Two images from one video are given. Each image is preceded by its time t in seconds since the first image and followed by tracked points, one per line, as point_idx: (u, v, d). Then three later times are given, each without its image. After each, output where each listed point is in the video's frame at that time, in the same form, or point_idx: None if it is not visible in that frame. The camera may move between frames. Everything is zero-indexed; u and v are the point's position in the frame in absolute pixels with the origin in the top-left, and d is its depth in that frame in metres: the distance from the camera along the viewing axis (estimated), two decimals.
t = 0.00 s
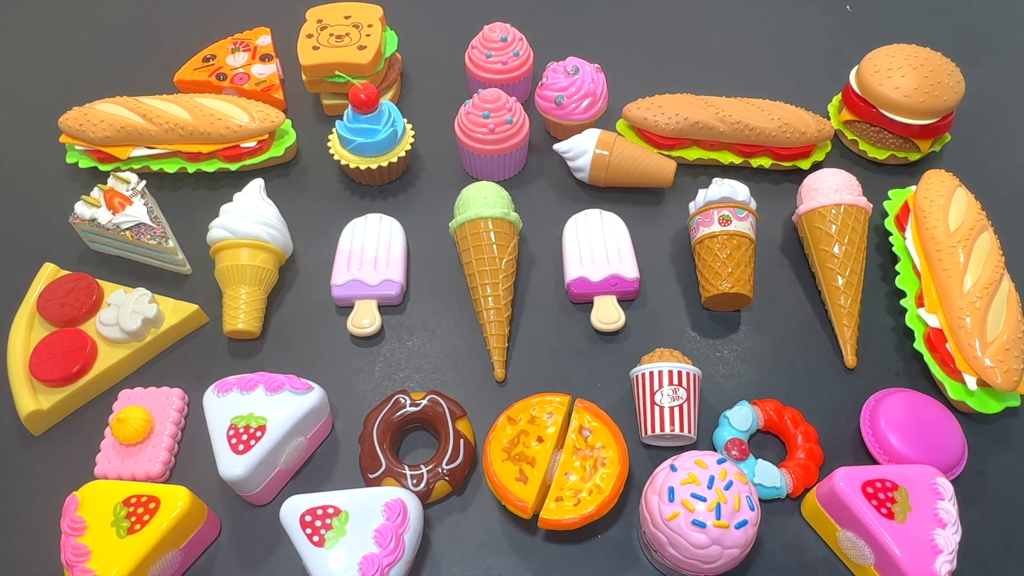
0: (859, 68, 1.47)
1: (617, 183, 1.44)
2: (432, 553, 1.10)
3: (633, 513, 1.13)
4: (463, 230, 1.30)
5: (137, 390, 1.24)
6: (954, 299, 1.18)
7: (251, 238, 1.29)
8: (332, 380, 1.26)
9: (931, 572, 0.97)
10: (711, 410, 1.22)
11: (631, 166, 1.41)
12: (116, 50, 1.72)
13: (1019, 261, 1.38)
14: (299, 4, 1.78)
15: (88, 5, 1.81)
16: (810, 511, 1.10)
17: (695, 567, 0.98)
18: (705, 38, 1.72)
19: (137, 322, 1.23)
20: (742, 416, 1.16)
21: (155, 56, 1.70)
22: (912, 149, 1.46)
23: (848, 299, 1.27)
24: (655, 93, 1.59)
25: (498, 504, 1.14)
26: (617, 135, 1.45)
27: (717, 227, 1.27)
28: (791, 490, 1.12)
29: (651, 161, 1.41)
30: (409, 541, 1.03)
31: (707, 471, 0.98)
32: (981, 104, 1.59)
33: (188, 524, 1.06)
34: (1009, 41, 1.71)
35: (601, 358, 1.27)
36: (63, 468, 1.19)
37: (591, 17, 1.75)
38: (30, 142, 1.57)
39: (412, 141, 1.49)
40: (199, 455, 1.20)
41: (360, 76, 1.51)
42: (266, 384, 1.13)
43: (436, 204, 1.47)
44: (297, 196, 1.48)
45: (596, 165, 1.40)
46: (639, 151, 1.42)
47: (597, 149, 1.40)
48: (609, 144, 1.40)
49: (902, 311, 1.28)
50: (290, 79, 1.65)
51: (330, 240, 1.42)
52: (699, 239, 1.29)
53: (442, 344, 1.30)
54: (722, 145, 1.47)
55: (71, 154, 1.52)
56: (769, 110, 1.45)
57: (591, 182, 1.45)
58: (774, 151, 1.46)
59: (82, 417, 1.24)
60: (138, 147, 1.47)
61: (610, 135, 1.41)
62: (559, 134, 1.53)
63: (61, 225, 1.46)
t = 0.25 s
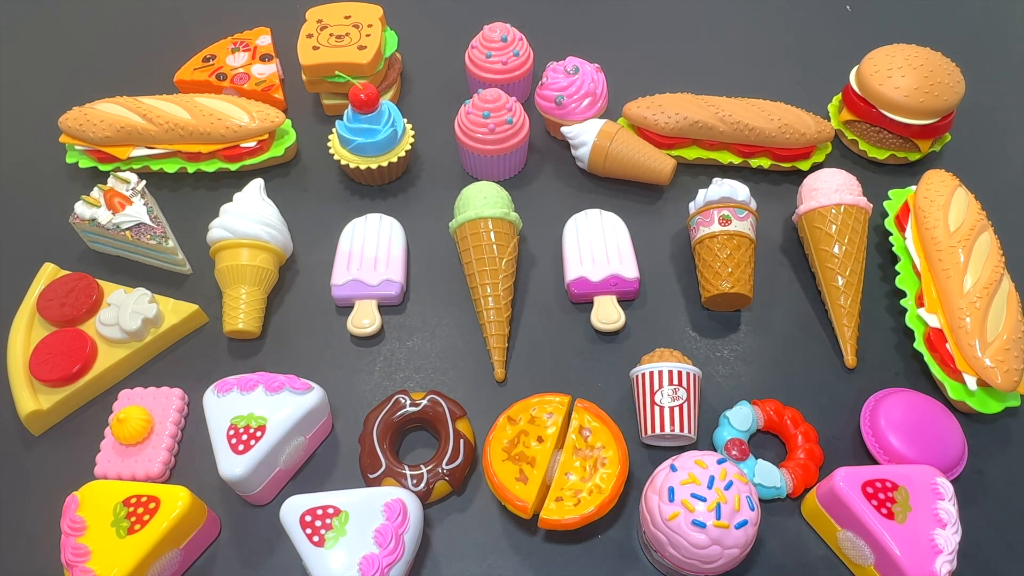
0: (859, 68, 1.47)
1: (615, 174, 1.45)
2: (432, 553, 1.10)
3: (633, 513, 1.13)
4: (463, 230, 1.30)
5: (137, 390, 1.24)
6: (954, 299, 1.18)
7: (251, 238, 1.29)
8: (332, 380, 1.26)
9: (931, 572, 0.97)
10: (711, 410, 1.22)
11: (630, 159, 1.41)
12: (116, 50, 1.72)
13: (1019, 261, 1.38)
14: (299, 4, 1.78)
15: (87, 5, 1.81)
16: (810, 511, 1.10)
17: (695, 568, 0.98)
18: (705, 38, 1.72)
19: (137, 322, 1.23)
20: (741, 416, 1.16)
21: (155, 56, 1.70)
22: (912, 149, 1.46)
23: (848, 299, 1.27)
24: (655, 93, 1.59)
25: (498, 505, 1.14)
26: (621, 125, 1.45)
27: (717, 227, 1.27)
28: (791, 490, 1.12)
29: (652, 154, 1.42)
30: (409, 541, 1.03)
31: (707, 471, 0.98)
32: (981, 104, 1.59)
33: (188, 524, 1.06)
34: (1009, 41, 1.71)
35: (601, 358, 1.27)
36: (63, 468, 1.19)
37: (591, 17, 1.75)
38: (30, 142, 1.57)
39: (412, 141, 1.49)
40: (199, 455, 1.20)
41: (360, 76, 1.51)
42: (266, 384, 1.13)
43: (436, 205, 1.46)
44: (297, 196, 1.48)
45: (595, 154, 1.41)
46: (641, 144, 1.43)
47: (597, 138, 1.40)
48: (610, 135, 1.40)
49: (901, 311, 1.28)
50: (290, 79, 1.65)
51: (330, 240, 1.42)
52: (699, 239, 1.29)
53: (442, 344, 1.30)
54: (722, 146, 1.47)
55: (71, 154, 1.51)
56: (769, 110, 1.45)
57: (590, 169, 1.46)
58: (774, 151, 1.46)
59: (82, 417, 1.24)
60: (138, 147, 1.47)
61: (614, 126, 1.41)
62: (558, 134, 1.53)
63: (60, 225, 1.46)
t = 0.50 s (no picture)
0: (859, 68, 1.47)
1: (615, 174, 1.45)
2: (432, 553, 1.10)
3: (633, 513, 1.13)
4: (463, 230, 1.30)
5: (137, 390, 1.24)
6: (954, 299, 1.18)
7: (251, 238, 1.29)
8: (332, 380, 1.26)
9: (931, 572, 0.97)
10: (711, 410, 1.22)
11: (630, 159, 1.41)
12: (116, 50, 1.72)
13: (1019, 261, 1.38)
14: (299, 4, 1.78)
15: (88, 4, 1.81)
16: (810, 511, 1.10)
17: (695, 567, 0.98)
18: (705, 39, 1.72)
19: (137, 322, 1.23)
20: (742, 416, 1.16)
21: (155, 56, 1.70)
22: (912, 149, 1.46)
23: (848, 299, 1.27)
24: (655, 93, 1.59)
25: (498, 505, 1.14)
26: (620, 125, 1.45)
27: (717, 227, 1.27)
28: (791, 490, 1.12)
29: (652, 154, 1.42)
30: (409, 541, 1.03)
31: (707, 471, 0.98)
32: (981, 104, 1.59)
33: (189, 524, 1.06)
34: (1009, 41, 1.71)
35: (601, 358, 1.27)
36: (63, 468, 1.19)
37: (591, 17, 1.75)
38: (30, 142, 1.57)
39: (412, 141, 1.49)
40: (200, 455, 1.20)
41: (360, 76, 1.51)
42: (266, 384, 1.13)
43: (436, 204, 1.46)
44: (297, 196, 1.48)
45: (595, 154, 1.41)
46: (641, 143, 1.43)
47: (597, 138, 1.40)
48: (610, 135, 1.40)
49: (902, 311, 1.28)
50: (290, 79, 1.65)
51: (330, 240, 1.42)
52: (699, 239, 1.29)
53: (442, 344, 1.30)
54: (722, 146, 1.47)
55: (71, 154, 1.51)
56: (769, 110, 1.45)
57: (590, 169, 1.46)
58: (774, 151, 1.46)
59: (82, 417, 1.24)
60: (138, 147, 1.47)
61: (613, 126, 1.42)
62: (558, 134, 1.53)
63: (60, 225, 1.46)
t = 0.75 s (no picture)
0: (859, 68, 1.47)
1: (615, 174, 1.45)
2: (432, 553, 1.11)
3: (633, 513, 1.13)
4: (462, 229, 1.30)
5: (137, 390, 1.24)
6: (955, 299, 1.18)
7: (251, 238, 1.29)
8: (332, 380, 1.26)
9: (931, 572, 0.97)
10: (711, 410, 1.22)
11: (630, 159, 1.41)
12: (117, 50, 1.72)
13: (1019, 261, 1.38)
14: (299, 4, 1.78)
15: (88, 4, 1.81)
16: (810, 512, 1.10)
17: (695, 568, 0.98)
18: (705, 39, 1.72)
19: (137, 322, 1.23)
20: (742, 416, 1.16)
21: (155, 56, 1.70)
22: (912, 149, 1.46)
23: (848, 299, 1.27)
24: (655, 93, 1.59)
25: (498, 505, 1.14)
26: (621, 125, 1.45)
27: (717, 227, 1.27)
28: (791, 490, 1.12)
29: (652, 154, 1.41)
30: (409, 541, 1.03)
31: (707, 471, 0.98)
32: (981, 104, 1.59)
33: (189, 524, 1.06)
34: (1009, 41, 1.70)
35: (601, 358, 1.27)
36: (63, 468, 1.19)
37: (591, 17, 1.75)
38: (30, 142, 1.57)
39: (412, 141, 1.49)
40: (200, 455, 1.21)
41: (360, 77, 1.51)
42: (266, 384, 1.13)
43: (436, 204, 1.46)
44: (297, 196, 1.48)
45: (594, 154, 1.41)
46: (641, 143, 1.43)
47: (597, 138, 1.41)
48: (610, 135, 1.40)
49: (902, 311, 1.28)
50: (290, 79, 1.65)
51: (330, 240, 1.42)
52: (699, 239, 1.29)
53: (442, 344, 1.30)
54: (722, 146, 1.47)
55: (71, 154, 1.52)
56: (769, 110, 1.45)
57: (591, 169, 1.46)
58: (774, 151, 1.46)
59: (82, 417, 1.24)
60: (138, 147, 1.47)
61: (613, 126, 1.41)
62: (558, 134, 1.53)
63: (60, 225, 1.46)
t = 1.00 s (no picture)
0: (859, 68, 1.47)
1: (615, 174, 1.45)
2: (432, 553, 1.10)
3: (633, 513, 1.13)
4: (462, 229, 1.30)
5: (137, 390, 1.24)
6: (955, 299, 1.18)
7: (251, 238, 1.29)
8: (332, 380, 1.26)
9: (931, 572, 0.97)
10: (711, 410, 1.22)
11: (630, 159, 1.41)
12: (117, 50, 1.72)
13: (1019, 261, 1.38)
14: (298, 4, 1.78)
15: (87, 4, 1.81)
16: (811, 512, 1.10)
17: (695, 567, 0.98)
18: (705, 39, 1.72)
19: (137, 322, 1.23)
20: (742, 416, 1.16)
21: (155, 56, 1.70)
22: (912, 149, 1.46)
23: (848, 299, 1.27)
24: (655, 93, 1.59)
25: (498, 505, 1.14)
26: (621, 125, 1.45)
27: (717, 227, 1.27)
28: (791, 490, 1.12)
29: (652, 154, 1.42)
30: (409, 541, 1.03)
31: (707, 471, 0.98)
32: (981, 104, 1.59)
33: (189, 524, 1.06)
34: (1009, 41, 1.71)
35: (601, 358, 1.27)
36: (63, 468, 1.19)
37: (591, 17, 1.75)
38: (30, 142, 1.57)
39: (412, 141, 1.49)
40: (200, 455, 1.20)
41: (360, 77, 1.51)
42: (266, 384, 1.13)
43: (436, 204, 1.46)
44: (297, 196, 1.48)
45: (594, 154, 1.41)
46: (641, 144, 1.43)
47: (597, 138, 1.41)
48: (610, 135, 1.40)
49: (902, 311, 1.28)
50: (290, 79, 1.65)
51: (330, 240, 1.42)
52: (699, 239, 1.29)
53: (442, 344, 1.30)
54: (722, 146, 1.47)
55: (71, 154, 1.51)
56: (769, 110, 1.45)
57: (590, 169, 1.46)
58: (774, 151, 1.46)
59: (82, 417, 1.24)
60: (138, 147, 1.47)
61: (613, 126, 1.42)
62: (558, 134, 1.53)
63: (60, 225, 1.46)
